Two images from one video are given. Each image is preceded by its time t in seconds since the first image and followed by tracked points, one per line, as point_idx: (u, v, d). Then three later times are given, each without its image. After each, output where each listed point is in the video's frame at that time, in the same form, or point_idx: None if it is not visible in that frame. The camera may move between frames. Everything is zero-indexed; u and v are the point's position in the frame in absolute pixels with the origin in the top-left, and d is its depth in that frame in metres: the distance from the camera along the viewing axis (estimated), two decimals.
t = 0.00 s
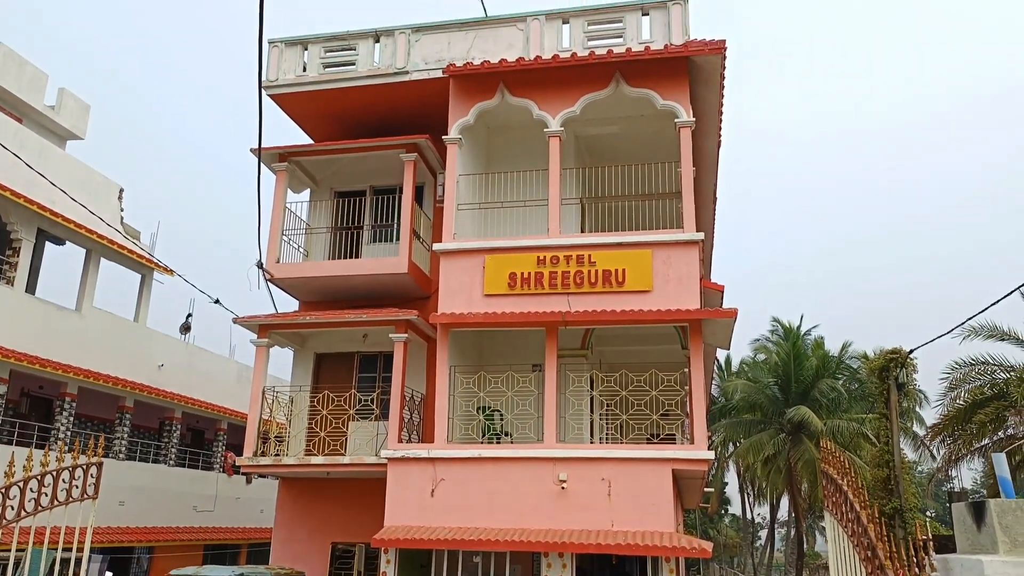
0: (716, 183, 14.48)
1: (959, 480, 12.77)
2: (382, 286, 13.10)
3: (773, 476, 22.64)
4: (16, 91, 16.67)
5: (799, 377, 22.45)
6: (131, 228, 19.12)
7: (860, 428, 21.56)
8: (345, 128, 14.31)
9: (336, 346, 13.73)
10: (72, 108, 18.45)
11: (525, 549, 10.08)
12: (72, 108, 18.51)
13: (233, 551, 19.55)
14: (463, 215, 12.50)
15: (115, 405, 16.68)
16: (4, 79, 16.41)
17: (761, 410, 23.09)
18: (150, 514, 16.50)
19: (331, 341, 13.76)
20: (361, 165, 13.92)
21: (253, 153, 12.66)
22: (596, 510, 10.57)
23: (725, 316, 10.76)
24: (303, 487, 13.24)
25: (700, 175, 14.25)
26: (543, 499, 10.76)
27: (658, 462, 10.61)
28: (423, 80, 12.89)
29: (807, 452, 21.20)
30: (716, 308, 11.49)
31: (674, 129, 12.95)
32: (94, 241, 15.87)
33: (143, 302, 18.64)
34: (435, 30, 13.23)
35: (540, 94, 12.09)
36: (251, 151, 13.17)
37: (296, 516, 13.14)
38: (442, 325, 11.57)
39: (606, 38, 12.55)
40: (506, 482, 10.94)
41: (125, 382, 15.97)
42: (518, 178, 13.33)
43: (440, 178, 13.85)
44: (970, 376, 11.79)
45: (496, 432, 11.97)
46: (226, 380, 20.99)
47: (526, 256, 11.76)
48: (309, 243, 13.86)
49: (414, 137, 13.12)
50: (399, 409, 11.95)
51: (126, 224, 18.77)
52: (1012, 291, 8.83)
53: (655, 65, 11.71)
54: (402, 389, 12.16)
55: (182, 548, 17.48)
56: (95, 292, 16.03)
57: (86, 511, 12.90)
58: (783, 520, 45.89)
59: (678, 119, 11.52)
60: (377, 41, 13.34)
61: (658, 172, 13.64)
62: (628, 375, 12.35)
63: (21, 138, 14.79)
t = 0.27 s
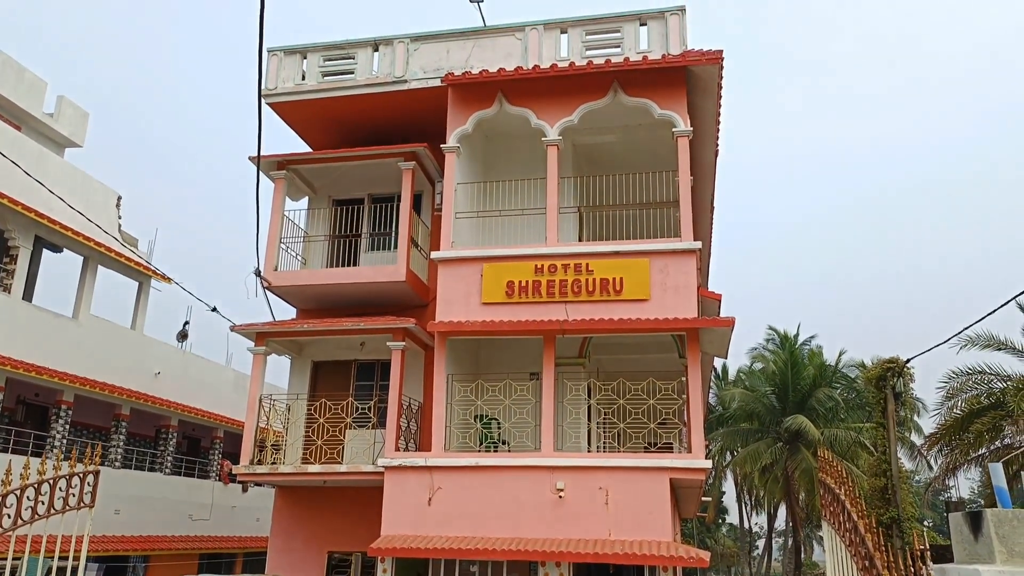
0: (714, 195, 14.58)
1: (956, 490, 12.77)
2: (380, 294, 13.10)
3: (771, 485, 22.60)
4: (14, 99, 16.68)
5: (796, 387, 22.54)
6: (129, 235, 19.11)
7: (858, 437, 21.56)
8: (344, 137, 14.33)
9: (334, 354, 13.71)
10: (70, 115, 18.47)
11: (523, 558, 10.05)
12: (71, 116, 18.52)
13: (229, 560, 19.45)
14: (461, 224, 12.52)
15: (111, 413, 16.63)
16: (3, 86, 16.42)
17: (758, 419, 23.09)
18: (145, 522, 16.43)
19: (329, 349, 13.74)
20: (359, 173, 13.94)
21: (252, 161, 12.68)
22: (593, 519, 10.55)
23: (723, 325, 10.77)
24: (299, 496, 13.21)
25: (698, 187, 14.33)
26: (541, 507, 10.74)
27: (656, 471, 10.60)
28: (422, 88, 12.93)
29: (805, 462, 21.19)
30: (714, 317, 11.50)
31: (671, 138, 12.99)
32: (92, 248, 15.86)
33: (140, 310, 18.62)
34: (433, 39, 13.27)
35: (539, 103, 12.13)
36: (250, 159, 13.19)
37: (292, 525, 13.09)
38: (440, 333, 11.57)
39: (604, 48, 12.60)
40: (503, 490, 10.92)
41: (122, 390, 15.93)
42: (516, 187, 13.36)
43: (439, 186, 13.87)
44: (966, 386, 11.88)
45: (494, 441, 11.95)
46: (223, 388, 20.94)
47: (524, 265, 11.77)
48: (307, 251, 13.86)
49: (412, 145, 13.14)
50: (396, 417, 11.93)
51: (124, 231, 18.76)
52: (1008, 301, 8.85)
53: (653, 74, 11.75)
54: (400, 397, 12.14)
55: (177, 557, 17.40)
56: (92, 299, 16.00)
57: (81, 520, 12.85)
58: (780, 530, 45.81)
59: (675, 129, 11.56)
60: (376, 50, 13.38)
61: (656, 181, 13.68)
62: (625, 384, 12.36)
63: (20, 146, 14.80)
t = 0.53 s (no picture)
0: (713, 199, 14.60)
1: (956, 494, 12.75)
2: (380, 298, 13.10)
3: (771, 489, 22.58)
4: (14, 102, 16.70)
5: (796, 391, 22.55)
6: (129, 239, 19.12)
7: (858, 442, 21.54)
8: (344, 141, 14.34)
9: (334, 358, 13.71)
10: (71, 120, 18.49)
11: (523, 563, 10.03)
12: (72, 120, 18.54)
13: (228, 564, 19.42)
14: (461, 228, 12.53)
15: (111, 417, 16.62)
16: (3, 90, 16.45)
17: (759, 423, 23.07)
18: (145, 526, 16.40)
19: (329, 353, 13.74)
20: (360, 178, 13.95)
21: (252, 166, 12.69)
22: (594, 523, 10.54)
23: (723, 329, 10.77)
24: (299, 500, 13.20)
25: (698, 191, 14.36)
26: (541, 512, 10.72)
27: (656, 476, 10.59)
28: (422, 93, 12.95)
29: (805, 466, 21.17)
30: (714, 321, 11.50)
31: (672, 142, 13.01)
32: (92, 252, 15.86)
33: (140, 314, 18.62)
34: (434, 44, 13.30)
35: (539, 108, 12.15)
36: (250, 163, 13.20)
37: (292, 529, 13.08)
38: (439, 337, 11.57)
39: (604, 52, 12.63)
40: (503, 494, 10.90)
41: (121, 394, 15.92)
42: (517, 191, 13.37)
43: (439, 191, 13.88)
44: (966, 390, 11.85)
45: (494, 445, 11.93)
46: (223, 392, 20.92)
47: (524, 269, 11.78)
48: (307, 255, 13.87)
49: (413, 149, 13.15)
50: (396, 421, 11.92)
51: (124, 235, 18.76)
52: (1008, 305, 8.86)
53: (653, 79, 11.78)
54: (400, 402, 12.14)
55: (177, 561, 17.37)
56: (92, 303, 16.01)
57: (81, 524, 12.84)
58: (781, 535, 45.74)
59: (675, 133, 11.58)
60: (377, 54, 13.40)
61: (656, 185, 13.69)
62: (626, 388, 12.35)
63: (20, 150, 14.82)
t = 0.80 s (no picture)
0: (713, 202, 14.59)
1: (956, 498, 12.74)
2: (380, 301, 13.10)
3: (771, 492, 22.57)
4: (14, 105, 16.72)
5: (796, 395, 22.46)
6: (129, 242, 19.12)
7: (858, 445, 21.53)
8: (344, 144, 14.35)
9: (334, 361, 13.71)
10: (71, 122, 18.51)
11: (522, 566, 10.03)
12: (72, 123, 18.55)
13: (227, 567, 19.39)
14: (461, 231, 12.53)
15: (110, 420, 16.60)
16: (3, 93, 16.46)
17: (758, 426, 23.06)
18: (144, 530, 16.37)
19: (328, 356, 13.74)
20: (360, 181, 13.96)
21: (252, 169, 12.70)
22: (593, 526, 10.53)
23: (723, 332, 10.77)
24: (298, 503, 13.18)
25: (697, 194, 14.36)
26: (540, 515, 10.71)
27: (656, 480, 10.58)
28: (422, 96, 12.96)
29: (805, 469, 21.16)
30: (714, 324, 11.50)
31: (671, 146, 13.02)
32: (91, 255, 15.85)
33: (139, 317, 18.62)
34: (434, 47, 13.31)
35: (539, 111, 12.16)
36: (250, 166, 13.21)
37: (292, 532, 13.06)
38: (439, 340, 11.56)
39: (604, 56, 12.65)
40: (503, 498, 10.89)
41: (121, 397, 15.90)
42: (517, 194, 13.38)
43: (439, 194, 13.89)
44: (965, 393, 11.84)
45: (493, 448, 11.91)
46: (222, 395, 20.91)
47: (524, 272, 11.78)
48: (307, 258, 13.86)
49: (413, 152, 13.15)
50: (396, 425, 11.91)
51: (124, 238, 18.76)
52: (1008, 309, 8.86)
53: (653, 82, 11.80)
54: (399, 405, 12.13)
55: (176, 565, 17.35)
56: (91, 306, 16.00)
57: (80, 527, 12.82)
58: (780, 539, 45.70)
59: (675, 137, 11.60)
60: (377, 58, 13.41)
61: (656, 189, 13.70)
62: (625, 391, 12.34)
63: (20, 153, 14.82)
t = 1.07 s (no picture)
0: (711, 202, 14.60)
1: (953, 497, 12.74)
2: (378, 300, 13.09)
3: (769, 492, 22.60)
4: (12, 104, 16.70)
5: (794, 395, 22.49)
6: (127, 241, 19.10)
7: (856, 445, 21.55)
8: (342, 144, 14.35)
9: (332, 361, 13.70)
10: (69, 121, 18.48)
11: (520, 566, 10.03)
12: (70, 122, 18.53)
13: (225, 567, 19.38)
14: (460, 231, 12.53)
15: (108, 420, 16.58)
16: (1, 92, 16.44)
17: (756, 426, 23.09)
18: (141, 529, 16.34)
19: (327, 356, 13.73)
20: (359, 180, 13.95)
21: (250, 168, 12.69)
22: (591, 526, 10.54)
23: (721, 332, 10.78)
24: (295, 503, 13.17)
25: (695, 194, 14.37)
26: (539, 515, 10.71)
27: (655, 479, 10.58)
28: (421, 95, 12.95)
29: (803, 469, 21.19)
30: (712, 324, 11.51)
31: (670, 145, 13.02)
32: (89, 254, 15.84)
33: (137, 316, 18.60)
34: (433, 47, 13.31)
35: (537, 111, 12.16)
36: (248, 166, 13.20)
37: (290, 531, 13.06)
38: (437, 340, 11.56)
39: (603, 56, 12.65)
40: (501, 497, 10.89)
41: (119, 396, 15.89)
42: (515, 194, 13.37)
43: (437, 193, 13.89)
44: (964, 393, 11.87)
45: (491, 448, 11.90)
46: (221, 394, 20.89)
47: (522, 272, 11.78)
48: (305, 257, 13.85)
49: (411, 152, 13.15)
50: (394, 424, 11.90)
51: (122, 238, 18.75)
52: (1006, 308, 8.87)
53: (651, 82, 11.79)
54: (397, 404, 12.12)
55: (173, 564, 17.33)
56: (89, 305, 15.98)
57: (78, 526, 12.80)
58: (778, 539, 45.72)
59: (674, 136, 11.61)
60: (375, 57, 13.40)
61: (654, 188, 13.70)
62: (623, 391, 12.34)
63: (18, 151, 14.80)
